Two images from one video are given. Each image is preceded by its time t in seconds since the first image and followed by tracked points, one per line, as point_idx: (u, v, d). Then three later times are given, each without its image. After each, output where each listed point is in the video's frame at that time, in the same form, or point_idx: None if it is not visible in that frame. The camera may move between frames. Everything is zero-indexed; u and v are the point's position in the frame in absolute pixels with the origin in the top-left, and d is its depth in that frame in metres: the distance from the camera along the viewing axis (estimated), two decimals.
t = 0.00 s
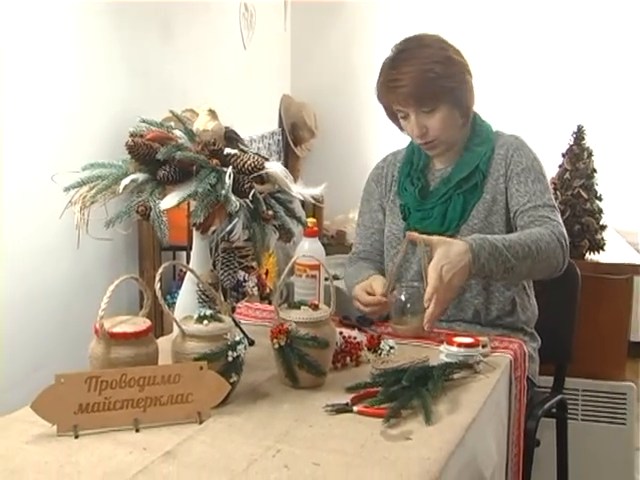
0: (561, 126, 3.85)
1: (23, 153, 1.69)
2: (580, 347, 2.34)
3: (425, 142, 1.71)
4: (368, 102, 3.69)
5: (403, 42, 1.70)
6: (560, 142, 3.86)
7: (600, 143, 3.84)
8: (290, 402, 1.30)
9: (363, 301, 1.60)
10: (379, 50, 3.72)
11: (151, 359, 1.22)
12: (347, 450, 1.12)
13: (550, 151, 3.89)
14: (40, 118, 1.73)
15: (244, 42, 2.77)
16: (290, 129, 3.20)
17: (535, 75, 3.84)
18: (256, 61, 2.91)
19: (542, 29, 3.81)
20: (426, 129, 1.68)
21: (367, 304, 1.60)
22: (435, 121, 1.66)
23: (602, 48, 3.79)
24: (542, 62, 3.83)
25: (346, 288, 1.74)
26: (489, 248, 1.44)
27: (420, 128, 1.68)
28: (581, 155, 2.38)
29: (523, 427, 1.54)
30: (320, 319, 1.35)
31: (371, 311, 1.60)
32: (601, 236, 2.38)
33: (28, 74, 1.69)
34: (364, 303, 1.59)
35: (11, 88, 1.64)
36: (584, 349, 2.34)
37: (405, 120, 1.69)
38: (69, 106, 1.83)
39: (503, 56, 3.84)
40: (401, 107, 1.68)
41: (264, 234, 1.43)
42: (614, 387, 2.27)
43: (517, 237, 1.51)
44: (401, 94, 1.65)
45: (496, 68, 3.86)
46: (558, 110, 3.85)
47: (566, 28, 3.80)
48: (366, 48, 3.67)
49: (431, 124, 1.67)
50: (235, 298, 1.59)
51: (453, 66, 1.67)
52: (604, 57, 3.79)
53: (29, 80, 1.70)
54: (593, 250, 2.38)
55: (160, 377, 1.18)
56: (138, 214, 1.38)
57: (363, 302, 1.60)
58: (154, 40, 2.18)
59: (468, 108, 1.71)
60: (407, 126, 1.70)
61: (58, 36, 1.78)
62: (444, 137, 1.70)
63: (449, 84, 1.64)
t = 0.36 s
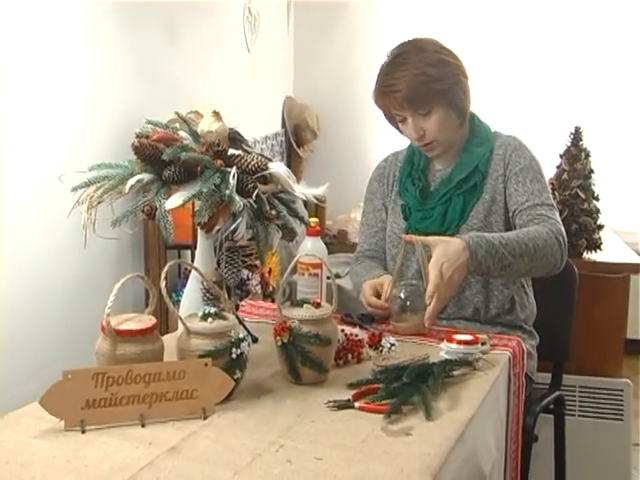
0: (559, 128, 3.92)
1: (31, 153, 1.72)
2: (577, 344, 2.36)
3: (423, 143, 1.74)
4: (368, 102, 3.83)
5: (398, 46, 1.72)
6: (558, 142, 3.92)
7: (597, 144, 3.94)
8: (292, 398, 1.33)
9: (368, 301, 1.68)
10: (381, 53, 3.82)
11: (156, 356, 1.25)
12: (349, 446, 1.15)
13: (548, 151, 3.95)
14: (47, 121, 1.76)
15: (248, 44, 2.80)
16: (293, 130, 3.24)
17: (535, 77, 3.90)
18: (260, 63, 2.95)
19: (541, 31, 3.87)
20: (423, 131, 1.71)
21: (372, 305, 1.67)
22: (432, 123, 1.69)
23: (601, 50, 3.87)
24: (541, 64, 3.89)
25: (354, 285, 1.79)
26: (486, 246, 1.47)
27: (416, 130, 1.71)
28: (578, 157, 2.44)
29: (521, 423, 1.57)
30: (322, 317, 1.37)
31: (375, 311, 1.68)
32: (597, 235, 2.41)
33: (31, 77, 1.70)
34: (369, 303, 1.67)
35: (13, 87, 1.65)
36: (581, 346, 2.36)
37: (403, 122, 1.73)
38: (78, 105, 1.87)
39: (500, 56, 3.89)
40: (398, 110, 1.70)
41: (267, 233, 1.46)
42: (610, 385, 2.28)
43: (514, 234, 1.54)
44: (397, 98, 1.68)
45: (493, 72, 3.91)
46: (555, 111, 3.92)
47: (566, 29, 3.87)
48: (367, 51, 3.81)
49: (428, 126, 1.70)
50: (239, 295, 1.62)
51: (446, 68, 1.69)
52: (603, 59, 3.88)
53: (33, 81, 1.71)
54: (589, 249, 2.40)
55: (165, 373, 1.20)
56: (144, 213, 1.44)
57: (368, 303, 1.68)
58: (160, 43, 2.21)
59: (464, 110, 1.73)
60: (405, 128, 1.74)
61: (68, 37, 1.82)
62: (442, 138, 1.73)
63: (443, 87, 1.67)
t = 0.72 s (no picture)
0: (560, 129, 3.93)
1: (37, 154, 1.73)
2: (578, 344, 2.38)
3: (426, 146, 1.76)
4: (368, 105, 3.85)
5: (400, 49, 1.74)
6: (560, 143, 3.94)
7: (597, 144, 3.95)
8: (295, 396, 1.34)
9: (372, 301, 1.69)
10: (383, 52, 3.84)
11: (160, 355, 1.26)
12: (351, 444, 1.16)
13: (549, 151, 3.97)
14: (52, 122, 1.78)
15: (252, 46, 2.82)
16: (297, 130, 3.26)
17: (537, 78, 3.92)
18: (264, 64, 2.96)
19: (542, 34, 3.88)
20: (425, 134, 1.73)
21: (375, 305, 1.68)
22: (433, 127, 1.71)
23: (603, 52, 3.90)
24: (544, 66, 3.90)
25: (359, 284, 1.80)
26: (488, 244, 1.48)
27: (418, 133, 1.73)
28: (579, 158, 2.45)
29: (522, 421, 1.59)
30: (325, 316, 1.39)
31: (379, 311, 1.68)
32: (598, 236, 2.42)
33: (37, 79, 1.72)
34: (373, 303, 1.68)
35: (18, 87, 1.66)
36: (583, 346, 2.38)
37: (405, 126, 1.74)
38: (84, 105, 1.89)
39: (504, 60, 3.90)
40: (400, 114, 1.72)
41: (270, 233, 1.47)
42: (609, 383, 2.29)
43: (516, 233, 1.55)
44: (398, 103, 1.70)
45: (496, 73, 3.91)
46: (557, 114, 3.93)
47: (567, 31, 3.88)
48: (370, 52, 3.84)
49: (429, 129, 1.72)
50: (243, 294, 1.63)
51: (446, 72, 1.70)
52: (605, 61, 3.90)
53: (39, 84, 1.73)
54: (589, 250, 2.41)
55: (169, 371, 1.22)
56: (149, 213, 1.43)
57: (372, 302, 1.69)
58: (165, 46, 2.23)
59: (465, 112, 1.74)
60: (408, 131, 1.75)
61: (73, 38, 1.83)
62: (444, 140, 1.74)
63: (443, 91, 1.68)
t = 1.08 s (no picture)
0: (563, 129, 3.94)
1: (42, 154, 1.74)
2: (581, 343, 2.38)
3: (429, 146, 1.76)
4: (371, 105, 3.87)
5: (400, 51, 1.74)
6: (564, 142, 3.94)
7: (601, 143, 3.94)
8: (299, 396, 1.34)
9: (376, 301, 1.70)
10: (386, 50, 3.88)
11: (163, 354, 1.26)
12: (355, 443, 1.16)
13: (553, 150, 3.96)
14: (56, 121, 1.78)
15: (255, 45, 2.82)
16: (300, 129, 3.27)
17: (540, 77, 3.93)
18: (268, 63, 2.97)
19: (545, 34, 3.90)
20: (427, 135, 1.73)
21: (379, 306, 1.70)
22: (436, 127, 1.71)
23: (601, 50, 3.86)
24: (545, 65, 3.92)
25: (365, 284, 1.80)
26: (491, 242, 1.48)
27: (421, 134, 1.73)
28: (584, 157, 2.44)
29: (526, 421, 1.59)
30: (329, 315, 1.39)
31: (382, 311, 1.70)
32: (602, 235, 2.45)
33: (42, 78, 1.72)
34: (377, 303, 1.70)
35: (21, 87, 1.65)
36: (586, 345, 2.38)
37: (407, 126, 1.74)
38: (88, 104, 1.89)
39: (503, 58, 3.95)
40: (402, 116, 1.72)
41: (274, 232, 1.47)
42: (615, 382, 2.30)
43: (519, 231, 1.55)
44: (400, 104, 1.69)
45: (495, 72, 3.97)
46: (560, 113, 3.93)
47: (570, 30, 3.88)
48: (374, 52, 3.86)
49: (432, 130, 1.72)
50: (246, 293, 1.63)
51: (447, 72, 1.70)
52: (602, 57, 3.87)
53: (44, 83, 1.73)
54: (594, 248, 2.43)
55: (172, 370, 1.22)
56: (152, 212, 1.43)
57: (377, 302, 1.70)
58: (170, 45, 2.23)
59: (467, 112, 1.74)
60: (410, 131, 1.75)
61: (78, 37, 1.84)
62: (446, 140, 1.74)
63: (445, 91, 1.68)
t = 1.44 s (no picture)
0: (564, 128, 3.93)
1: (43, 155, 1.74)
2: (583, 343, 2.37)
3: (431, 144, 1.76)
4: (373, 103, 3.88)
5: (402, 49, 1.74)
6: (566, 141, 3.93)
7: (603, 142, 3.94)
8: (300, 395, 1.34)
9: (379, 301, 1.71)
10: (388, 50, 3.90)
11: (165, 354, 1.26)
12: (356, 443, 1.16)
13: (555, 150, 3.96)
14: (57, 121, 1.78)
15: (256, 44, 2.82)
16: (301, 128, 3.27)
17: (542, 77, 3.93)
18: (269, 62, 2.97)
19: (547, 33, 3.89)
20: (428, 133, 1.73)
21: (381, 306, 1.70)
22: (437, 125, 1.71)
23: (603, 49, 3.86)
24: (548, 65, 3.91)
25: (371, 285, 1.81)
26: (491, 240, 1.48)
27: (422, 132, 1.73)
28: (584, 156, 2.44)
29: (527, 420, 1.59)
30: (330, 315, 1.39)
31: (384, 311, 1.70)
32: (604, 234, 2.45)
33: (43, 77, 1.72)
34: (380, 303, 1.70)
35: (22, 87, 1.66)
36: (588, 345, 2.38)
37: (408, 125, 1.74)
38: (88, 104, 1.89)
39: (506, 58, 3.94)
40: (403, 114, 1.72)
41: (275, 231, 1.46)
42: (617, 382, 2.30)
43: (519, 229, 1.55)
44: (401, 102, 1.70)
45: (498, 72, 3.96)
46: (562, 112, 3.93)
47: (571, 30, 3.87)
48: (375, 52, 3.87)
49: (433, 128, 1.72)
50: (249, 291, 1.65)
51: (449, 70, 1.70)
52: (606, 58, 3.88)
53: (45, 83, 1.73)
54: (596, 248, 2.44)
55: (174, 370, 1.22)
56: (153, 211, 1.42)
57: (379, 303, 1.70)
58: (171, 45, 2.24)
59: (468, 110, 1.74)
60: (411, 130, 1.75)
61: (79, 37, 1.84)
62: (448, 139, 1.74)
63: (446, 89, 1.68)
